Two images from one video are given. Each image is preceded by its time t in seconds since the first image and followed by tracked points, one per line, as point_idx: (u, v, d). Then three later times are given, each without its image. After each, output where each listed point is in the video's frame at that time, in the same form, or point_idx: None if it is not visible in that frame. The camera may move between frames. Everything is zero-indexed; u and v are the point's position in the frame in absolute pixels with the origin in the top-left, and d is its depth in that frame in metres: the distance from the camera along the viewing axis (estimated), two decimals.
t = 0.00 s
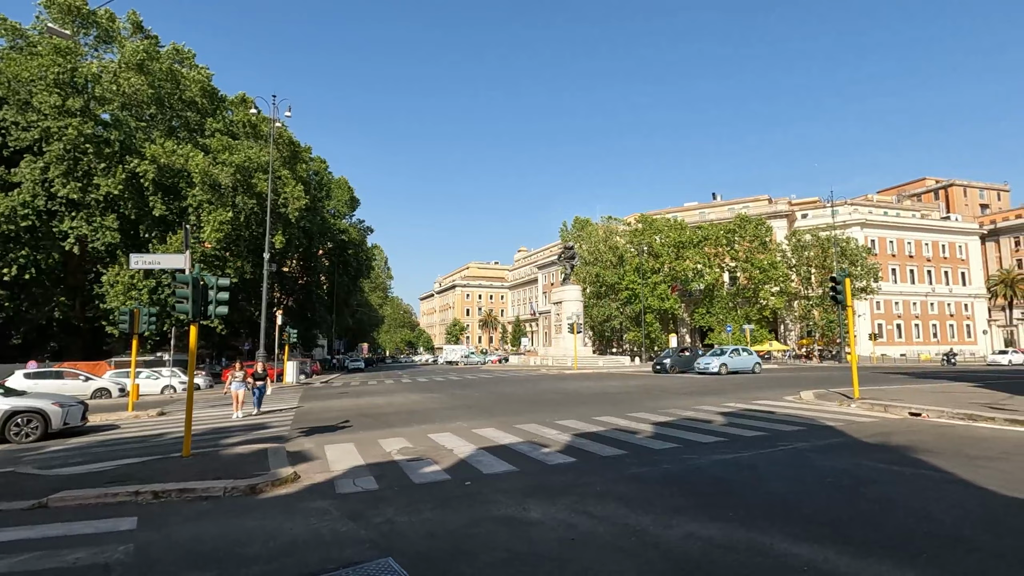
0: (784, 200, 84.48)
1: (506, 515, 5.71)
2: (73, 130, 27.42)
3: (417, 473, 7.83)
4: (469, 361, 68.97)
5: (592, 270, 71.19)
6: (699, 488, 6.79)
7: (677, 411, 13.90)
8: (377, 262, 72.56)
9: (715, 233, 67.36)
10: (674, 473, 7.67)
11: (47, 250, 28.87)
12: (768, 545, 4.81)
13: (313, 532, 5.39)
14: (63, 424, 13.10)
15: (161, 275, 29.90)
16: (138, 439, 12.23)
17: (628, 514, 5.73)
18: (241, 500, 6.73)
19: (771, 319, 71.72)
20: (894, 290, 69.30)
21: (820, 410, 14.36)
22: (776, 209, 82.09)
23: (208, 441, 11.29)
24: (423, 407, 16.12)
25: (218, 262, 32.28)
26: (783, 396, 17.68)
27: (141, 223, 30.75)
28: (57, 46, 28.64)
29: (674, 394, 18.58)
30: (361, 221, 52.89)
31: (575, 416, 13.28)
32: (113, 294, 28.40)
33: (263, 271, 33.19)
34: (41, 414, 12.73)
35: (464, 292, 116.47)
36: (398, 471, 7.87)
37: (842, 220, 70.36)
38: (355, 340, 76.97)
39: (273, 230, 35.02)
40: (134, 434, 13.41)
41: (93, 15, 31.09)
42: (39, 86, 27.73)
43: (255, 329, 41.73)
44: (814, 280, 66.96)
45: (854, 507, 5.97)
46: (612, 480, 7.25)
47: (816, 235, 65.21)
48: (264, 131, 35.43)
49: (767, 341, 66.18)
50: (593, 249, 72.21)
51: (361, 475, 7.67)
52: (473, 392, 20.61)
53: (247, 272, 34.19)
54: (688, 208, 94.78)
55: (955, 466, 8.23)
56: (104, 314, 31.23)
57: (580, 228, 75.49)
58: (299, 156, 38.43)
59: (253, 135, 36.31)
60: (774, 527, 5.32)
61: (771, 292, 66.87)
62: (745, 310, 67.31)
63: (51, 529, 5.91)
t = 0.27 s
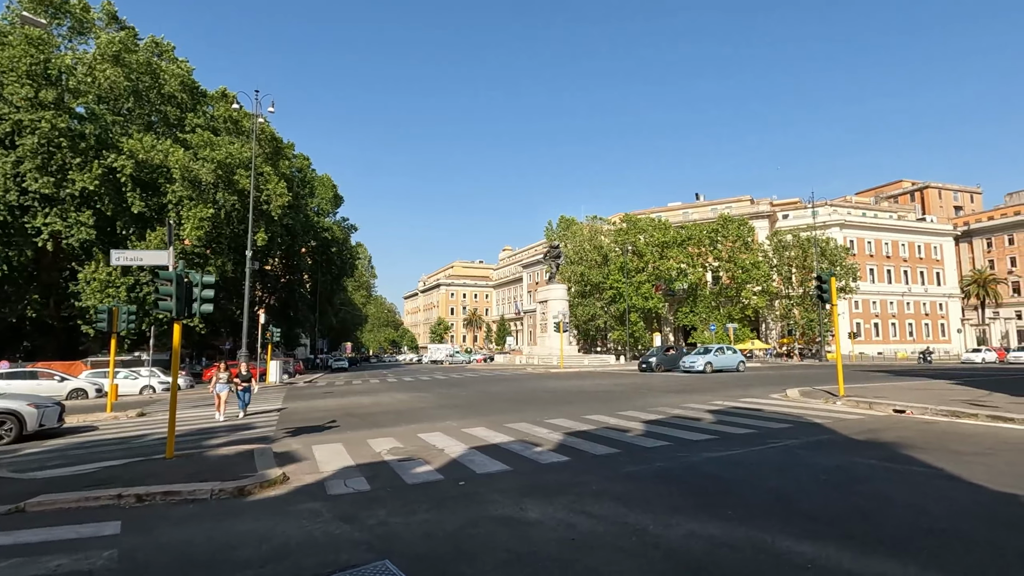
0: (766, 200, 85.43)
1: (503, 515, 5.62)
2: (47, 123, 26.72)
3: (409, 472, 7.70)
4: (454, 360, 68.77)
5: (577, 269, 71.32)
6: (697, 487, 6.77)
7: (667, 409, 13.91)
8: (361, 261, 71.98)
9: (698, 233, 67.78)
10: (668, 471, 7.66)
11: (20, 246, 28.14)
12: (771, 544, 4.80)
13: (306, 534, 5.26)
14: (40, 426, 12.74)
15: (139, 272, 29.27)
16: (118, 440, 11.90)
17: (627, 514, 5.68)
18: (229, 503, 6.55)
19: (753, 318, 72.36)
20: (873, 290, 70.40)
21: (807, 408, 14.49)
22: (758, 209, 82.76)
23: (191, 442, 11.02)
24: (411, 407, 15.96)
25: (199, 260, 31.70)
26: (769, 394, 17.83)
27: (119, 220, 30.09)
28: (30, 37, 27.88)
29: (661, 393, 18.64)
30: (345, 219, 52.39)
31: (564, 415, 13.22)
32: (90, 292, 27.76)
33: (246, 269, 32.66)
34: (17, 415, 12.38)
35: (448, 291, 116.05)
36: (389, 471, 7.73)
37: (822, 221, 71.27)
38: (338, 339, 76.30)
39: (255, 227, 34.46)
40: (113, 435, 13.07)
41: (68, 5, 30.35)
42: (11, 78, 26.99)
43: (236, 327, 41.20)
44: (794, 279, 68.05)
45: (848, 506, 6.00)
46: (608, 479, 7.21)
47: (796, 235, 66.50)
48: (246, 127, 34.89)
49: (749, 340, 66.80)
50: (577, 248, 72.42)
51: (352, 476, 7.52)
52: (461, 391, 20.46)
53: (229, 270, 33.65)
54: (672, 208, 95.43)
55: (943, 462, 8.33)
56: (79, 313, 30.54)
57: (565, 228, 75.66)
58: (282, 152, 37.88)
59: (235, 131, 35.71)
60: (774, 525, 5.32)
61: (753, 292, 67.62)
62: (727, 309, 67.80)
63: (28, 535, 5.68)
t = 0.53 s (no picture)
0: (747, 201, 86.28)
1: (498, 515, 5.52)
2: (16, 115, 25.95)
3: (398, 472, 7.55)
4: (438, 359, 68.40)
5: (560, 268, 71.34)
6: (690, 485, 6.74)
7: (654, 407, 13.93)
8: (343, 260, 71.28)
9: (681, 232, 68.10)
10: (660, 468, 7.62)
11: None
12: (770, 542, 4.77)
13: (294, 538, 5.10)
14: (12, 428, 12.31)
15: (114, 269, 28.57)
16: (93, 442, 11.54)
17: (623, 513, 5.62)
18: (212, 506, 6.36)
19: (734, 317, 72.94)
20: (850, 289, 71.43)
21: (792, 405, 14.61)
22: (739, 210, 83.33)
23: (171, 444, 10.73)
24: (396, 406, 15.76)
25: (177, 257, 31.05)
26: (754, 392, 17.95)
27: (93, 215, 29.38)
28: None
29: (647, 391, 18.65)
30: (328, 217, 51.82)
31: (552, 413, 13.15)
32: (62, 290, 27.06)
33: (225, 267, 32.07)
34: None
35: (431, 290, 115.44)
36: (377, 472, 7.58)
37: (801, 221, 72.13)
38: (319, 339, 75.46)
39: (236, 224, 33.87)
40: (89, 437, 12.70)
41: None
42: None
43: (215, 326, 40.54)
44: (775, 279, 69.18)
45: (841, 502, 6.02)
46: (600, 477, 7.15)
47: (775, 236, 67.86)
48: (227, 122, 34.26)
49: (730, 339, 67.35)
50: (561, 247, 72.45)
51: (340, 477, 7.35)
52: (446, 390, 20.30)
53: (208, 267, 33.02)
54: (654, 208, 95.94)
55: (929, 457, 8.42)
56: (52, 312, 29.73)
57: (549, 227, 75.67)
58: (262, 148, 37.28)
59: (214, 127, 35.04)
60: (770, 523, 5.30)
61: (734, 291, 68.24)
62: (709, 309, 68.18)
63: None
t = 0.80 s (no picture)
0: (728, 202, 87.18)
1: (490, 517, 5.42)
2: None
3: (386, 474, 7.41)
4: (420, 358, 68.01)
5: (543, 267, 71.35)
6: (682, 484, 6.70)
7: (640, 406, 13.93)
8: (324, 258, 70.53)
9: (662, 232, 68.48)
10: (651, 468, 7.59)
11: None
12: (766, 542, 4.74)
13: (281, 543, 4.94)
14: None
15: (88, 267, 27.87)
16: (67, 445, 11.21)
17: (616, 514, 5.56)
18: (194, 511, 6.17)
19: (715, 317, 73.57)
20: (827, 289, 72.50)
21: (777, 403, 14.72)
22: (720, 210, 84.04)
23: (149, 446, 10.44)
24: (380, 406, 15.57)
25: (153, 254, 30.41)
26: (737, 390, 18.09)
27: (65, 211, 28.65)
28: None
29: (632, 390, 18.68)
30: (309, 215, 51.16)
31: (539, 413, 13.08)
32: (33, 288, 26.36)
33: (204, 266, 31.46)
34: None
35: (414, 289, 114.78)
36: (364, 474, 7.44)
37: (780, 222, 73.13)
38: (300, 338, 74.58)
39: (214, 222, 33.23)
40: (62, 440, 12.32)
41: None
42: None
43: (192, 326, 39.79)
44: (755, 278, 69.82)
45: (832, 501, 6.03)
46: (592, 477, 7.10)
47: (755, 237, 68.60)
48: (205, 117, 33.58)
49: (711, 338, 67.96)
50: (544, 247, 72.52)
51: (326, 479, 7.18)
52: (431, 390, 20.15)
53: (185, 265, 32.37)
54: (637, 208, 96.44)
55: (913, 455, 8.52)
56: (22, 310, 28.92)
57: (532, 226, 75.66)
58: (242, 144, 36.63)
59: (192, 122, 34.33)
60: (764, 521, 5.29)
61: (715, 291, 68.84)
62: (690, 308, 68.65)
63: None
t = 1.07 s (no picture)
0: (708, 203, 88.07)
1: (480, 518, 5.37)
2: None
3: (372, 476, 7.30)
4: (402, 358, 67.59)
5: (526, 267, 71.36)
6: (670, 483, 6.71)
7: (624, 405, 13.98)
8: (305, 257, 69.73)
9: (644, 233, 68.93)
10: (638, 467, 7.61)
11: None
12: (757, 540, 4.76)
13: (267, 547, 4.83)
14: None
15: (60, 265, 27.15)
16: (40, 448, 10.88)
17: (607, 514, 5.54)
18: (174, 516, 6.01)
19: (695, 316, 74.26)
20: (805, 290, 73.65)
21: (758, 402, 14.88)
22: (701, 211, 84.88)
23: (126, 449, 10.18)
24: (363, 407, 15.40)
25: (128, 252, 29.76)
26: (719, 389, 18.26)
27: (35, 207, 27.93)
28: None
29: (616, 389, 18.73)
30: (289, 213, 50.51)
31: (524, 412, 13.05)
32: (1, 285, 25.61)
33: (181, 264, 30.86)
34: None
35: (395, 288, 114.05)
36: (350, 475, 7.33)
37: (759, 223, 74.18)
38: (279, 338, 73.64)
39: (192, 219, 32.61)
40: (34, 442, 11.96)
41: None
42: None
43: (168, 325, 39.07)
44: (734, 278, 70.91)
45: (818, 498, 6.08)
46: (579, 477, 7.09)
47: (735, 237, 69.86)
48: (182, 112, 32.96)
49: (691, 337, 68.58)
50: (527, 246, 72.59)
51: (310, 481, 7.06)
52: (415, 390, 20.02)
53: (161, 264, 31.73)
54: (619, 208, 96.94)
55: (894, 452, 8.65)
56: None
57: (515, 226, 75.65)
58: (220, 140, 36.02)
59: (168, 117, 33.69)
60: (752, 519, 5.32)
61: (695, 291, 69.43)
62: (671, 308, 69.15)
63: None
